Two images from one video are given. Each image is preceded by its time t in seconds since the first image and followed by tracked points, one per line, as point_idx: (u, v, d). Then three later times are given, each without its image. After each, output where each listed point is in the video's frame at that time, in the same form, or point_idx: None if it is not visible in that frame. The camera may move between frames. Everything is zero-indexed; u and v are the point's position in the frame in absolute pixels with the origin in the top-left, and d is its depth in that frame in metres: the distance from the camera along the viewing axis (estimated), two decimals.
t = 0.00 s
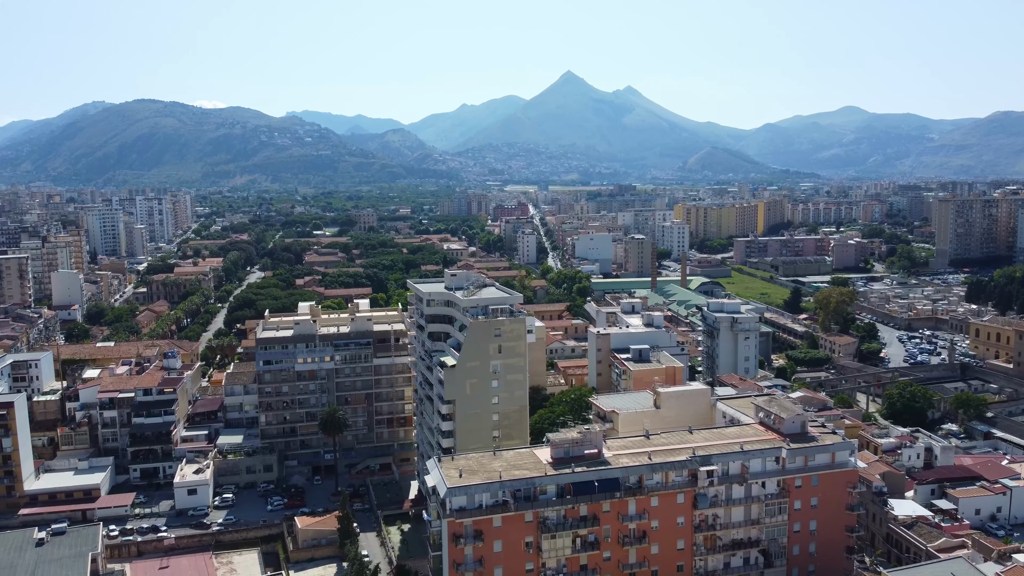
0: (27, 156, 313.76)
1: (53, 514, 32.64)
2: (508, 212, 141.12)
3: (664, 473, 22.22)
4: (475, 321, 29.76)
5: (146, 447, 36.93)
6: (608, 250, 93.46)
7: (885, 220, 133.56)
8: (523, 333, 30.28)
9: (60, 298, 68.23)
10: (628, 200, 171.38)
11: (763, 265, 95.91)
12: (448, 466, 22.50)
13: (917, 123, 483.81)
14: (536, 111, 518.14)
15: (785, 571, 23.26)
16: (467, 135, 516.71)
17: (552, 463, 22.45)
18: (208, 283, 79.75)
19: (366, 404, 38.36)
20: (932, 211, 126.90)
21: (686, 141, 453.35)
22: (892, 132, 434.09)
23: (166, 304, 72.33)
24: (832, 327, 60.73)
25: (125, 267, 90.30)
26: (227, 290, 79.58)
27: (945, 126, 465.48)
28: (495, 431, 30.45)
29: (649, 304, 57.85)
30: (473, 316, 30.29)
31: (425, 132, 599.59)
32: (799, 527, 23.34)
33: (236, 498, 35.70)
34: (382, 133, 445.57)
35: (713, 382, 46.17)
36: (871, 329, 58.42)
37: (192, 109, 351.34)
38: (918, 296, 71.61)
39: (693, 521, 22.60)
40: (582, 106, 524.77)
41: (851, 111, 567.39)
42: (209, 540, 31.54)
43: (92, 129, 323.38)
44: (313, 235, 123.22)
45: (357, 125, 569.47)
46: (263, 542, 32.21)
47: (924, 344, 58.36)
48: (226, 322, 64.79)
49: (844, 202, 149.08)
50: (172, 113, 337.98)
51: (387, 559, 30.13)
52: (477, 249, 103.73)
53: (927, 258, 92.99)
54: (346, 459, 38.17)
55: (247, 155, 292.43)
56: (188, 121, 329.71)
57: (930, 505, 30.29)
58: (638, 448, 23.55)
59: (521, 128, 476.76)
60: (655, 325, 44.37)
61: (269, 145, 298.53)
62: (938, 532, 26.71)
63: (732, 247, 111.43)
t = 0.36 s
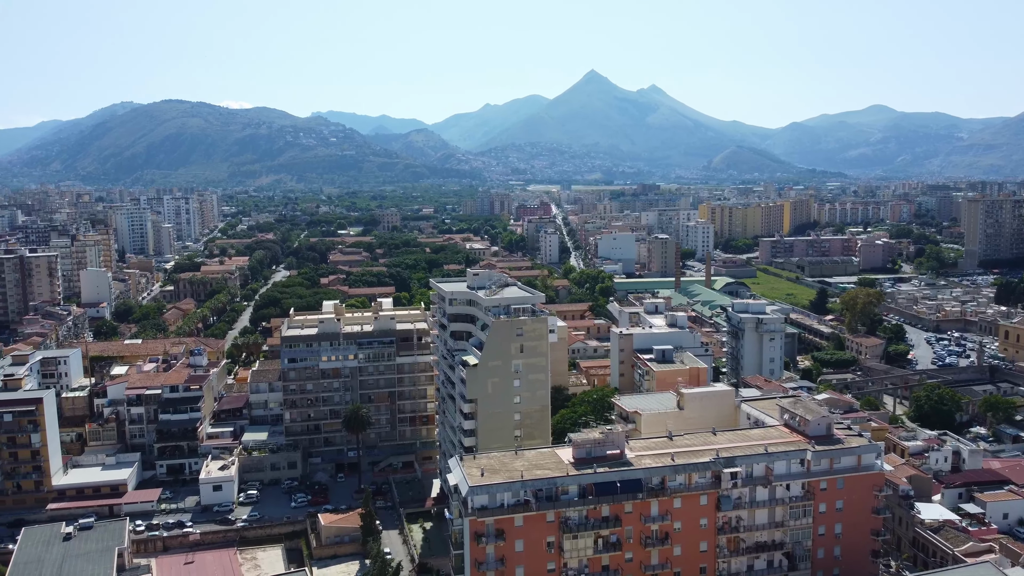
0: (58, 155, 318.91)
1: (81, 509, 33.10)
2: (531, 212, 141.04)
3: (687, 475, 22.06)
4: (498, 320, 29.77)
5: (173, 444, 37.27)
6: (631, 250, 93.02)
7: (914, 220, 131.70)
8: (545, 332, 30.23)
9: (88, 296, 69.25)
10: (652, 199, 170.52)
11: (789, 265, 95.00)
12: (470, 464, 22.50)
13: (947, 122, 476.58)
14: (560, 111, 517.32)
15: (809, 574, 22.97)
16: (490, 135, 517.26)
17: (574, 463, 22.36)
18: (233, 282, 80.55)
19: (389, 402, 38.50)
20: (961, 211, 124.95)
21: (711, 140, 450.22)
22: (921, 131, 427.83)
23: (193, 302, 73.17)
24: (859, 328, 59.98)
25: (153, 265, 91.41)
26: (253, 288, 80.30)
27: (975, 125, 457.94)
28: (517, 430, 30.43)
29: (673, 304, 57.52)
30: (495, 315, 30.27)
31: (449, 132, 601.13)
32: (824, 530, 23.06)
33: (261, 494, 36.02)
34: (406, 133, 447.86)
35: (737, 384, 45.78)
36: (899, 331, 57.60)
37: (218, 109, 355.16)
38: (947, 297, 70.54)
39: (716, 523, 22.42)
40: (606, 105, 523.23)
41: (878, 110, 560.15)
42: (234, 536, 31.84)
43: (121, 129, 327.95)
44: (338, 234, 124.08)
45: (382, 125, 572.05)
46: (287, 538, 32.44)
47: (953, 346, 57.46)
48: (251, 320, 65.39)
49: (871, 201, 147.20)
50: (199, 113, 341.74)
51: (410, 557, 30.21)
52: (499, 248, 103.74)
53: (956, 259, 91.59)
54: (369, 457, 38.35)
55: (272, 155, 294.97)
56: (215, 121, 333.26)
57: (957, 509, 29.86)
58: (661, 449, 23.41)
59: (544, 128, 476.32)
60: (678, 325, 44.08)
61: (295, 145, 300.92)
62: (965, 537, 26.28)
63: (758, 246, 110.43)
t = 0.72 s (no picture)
0: (87, 155, 323.96)
1: (108, 504, 33.59)
2: (554, 211, 140.88)
3: (710, 476, 21.91)
4: (520, 319, 29.74)
5: (198, 440, 37.84)
6: (655, 249, 92.43)
7: (943, 220, 129.71)
8: (568, 332, 30.15)
9: (117, 294, 70.24)
10: (675, 199, 169.66)
11: (814, 266, 94.01)
12: (491, 463, 22.51)
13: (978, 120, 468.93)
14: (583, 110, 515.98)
15: None
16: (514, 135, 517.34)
17: (596, 464, 22.28)
18: (259, 281, 81.27)
19: (412, 401, 38.62)
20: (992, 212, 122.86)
21: (736, 139, 446.74)
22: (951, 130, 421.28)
23: (220, 300, 73.91)
24: (886, 330, 59.18)
25: (179, 264, 92.55)
26: (278, 287, 80.92)
27: (1007, 124, 450.01)
28: (539, 430, 30.38)
29: (696, 304, 57.13)
30: (518, 314, 30.27)
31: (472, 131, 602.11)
32: (849, 533, 22.75)
33: (285, 491, 36.30)
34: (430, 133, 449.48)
35: (762, 385, 45.35)
36: (927, 332, 56.77)
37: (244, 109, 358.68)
38: (976, 298, 69.41)
39: (740, 525, 22.21)
40: (630, 104, 521.17)
41: (907, 109, 552.30)
42: (258, 532, 32.12)
43: (150, 129, 332.43)
44: (361, 233, 124.80)
45: (405, 125, 574.49)
46: (311, 535, 32.67)
47: (982, 348, 56.52)
48: (276, 319, 65.96)
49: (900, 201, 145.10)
50: (225, 113, 345.29)
51: (431, 555, 30.28)
52: (522, 248, 103.67)
53: (986, 260, 90.06)
54: (392, 455, 38.50)
55: (297, 155, 297.29)
56: (241, 121, 336.62)
57: (985, 513, 29.36)
58: (684, 450, 23.26)
59: (567, 128, 475.41)
60: (702, 326, 43.77)
61: (320, 145, 303.14)
62: (993, 541, 25.81)
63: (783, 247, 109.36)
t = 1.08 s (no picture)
0: (115, 155, 328.48)
1: (134, 500, 34.03)
2: (576, 211, 140.55)
3: (733, 478, 21.73)
4: (541, 319, 29.68)
5: (223, 437, 38.02)
6: (678, 249, 91.96)
7: (971, 220, 127.61)
8: (589, 332, 30.05)
9: (143, 292, 71.11)
10: (699, 198, 168.64)
11: (840, 267, 92.95)
12: (513, 463, 22.50)
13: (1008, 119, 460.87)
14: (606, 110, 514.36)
15: None
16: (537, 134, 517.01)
17: (618, 465, 22.17)
18: (283, 279, 81.88)
19: (434, 399, 38.67)
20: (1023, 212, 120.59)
21: (761, 138, 442.90)
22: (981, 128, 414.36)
23: (245, 299, 74.57)
24: (913, 332, 58.34)
25: (205, 262, 93.58)
26: (302, 286, 81.47)
27: None
28: (560, 430, 30.29)
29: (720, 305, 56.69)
30: (539, 314, 30.25)
31: (495, 131, 602.54)
32: (874, 537, 22.42)
33: (308, 488, 36.54)
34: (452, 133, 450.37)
35: (787, 387, 44.91)
36: (955, 335, 55.92)
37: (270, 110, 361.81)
38: (1006, 300, 68.22)
39: (763, 528, 21.99)
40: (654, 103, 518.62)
41: (935, 108, 544.57)
42: (282, 529, 32.38)
43: (176, 129, 336.41)
44: (384, 233, 125.35)
45: (428, 125, 576.39)
46: (334, 533, 32.86)
47: (1011, 351, 55.52)
48: (300, 317, 66.44)
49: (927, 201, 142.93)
50: (251, 113, 348.52)
51: (452, 554, 30.30)
52: (544, 248, 103.54)
53: (1017, 261, 88.41)
54: (414, 454, 38.61)
55: (321, 155, 299.27)
56: (266, 122, 339.60)
57: (1012, 518, 28.89)
58: (707, 452, 23.09)
59: (590, 127, 474.12)
60: (726, 326, 43.39)
61: (344, 145, 305.03)
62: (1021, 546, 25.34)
63: (808, 247, 108.18)
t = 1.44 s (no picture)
0: (143, 155, 332.81)
1: (160, 496, 34.44)
2: (599, 211, 140.12)
3: (757, 481, 21.49)
4: (563, 319, 29.59)
5: (248, 434, 38.46)
6: (702, 249, 91.51)
7: (1002, 221, 125.42)
8: (612, 333, 29.88)
9: (171, 290, 72.01)
10: (723, 198, 167.35)
11: (867, 267, 91.79)
12: (535, 463, 22.44)
13: None
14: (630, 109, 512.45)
15: None
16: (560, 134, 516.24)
17: (641, 466, 22.03)
18: (308, 278, 82.50)
19: (456, 398, 38.72)
20: None
21: (786, 138, 438.70)
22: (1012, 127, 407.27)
23: (270, 297, 75.27)
24: (941, 334, 57.46)
25: (231, 261, 94.50)
26: (327, 285, 82.00)
27: None
28: (582, 431, 30.16)
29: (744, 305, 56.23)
30: (561, 314, 30.17)
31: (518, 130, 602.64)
32: (900, 541, 22.04)
33: (331, 486, 36.73)
34: (475, 133, 451.36)
35: (812, 389, 44.42)
36: (985, 337, 54.99)
37: (295, 110, 364.76)
38: None
39: (787, 531, 21.73)
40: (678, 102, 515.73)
41: (964, 107, 536.39)
42: (305, 526, 32.57)
43: (203, 129, 340.28)
44: (408, 233, 125.85)
45: (452, 125, 577.90)
46: (356, 530, 33.00)
47: None
48: (324, 316, 66.86)
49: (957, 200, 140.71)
50: (276, 113, 351.62)
51: (474, 553, 30.32)
52: (566, 247, 103.38)
53: None
54: (436, 453, 38.70)
55: (346, 155, 301.14)
56: (291, 122, 342.40)
57: None
58: (731, 454, 22.87)
59: (614, 127, 472.51)
60: (750, 327, 42.95)
61: (368, 145, 306.67)
62: None
63: (835, 247, 106.98)
